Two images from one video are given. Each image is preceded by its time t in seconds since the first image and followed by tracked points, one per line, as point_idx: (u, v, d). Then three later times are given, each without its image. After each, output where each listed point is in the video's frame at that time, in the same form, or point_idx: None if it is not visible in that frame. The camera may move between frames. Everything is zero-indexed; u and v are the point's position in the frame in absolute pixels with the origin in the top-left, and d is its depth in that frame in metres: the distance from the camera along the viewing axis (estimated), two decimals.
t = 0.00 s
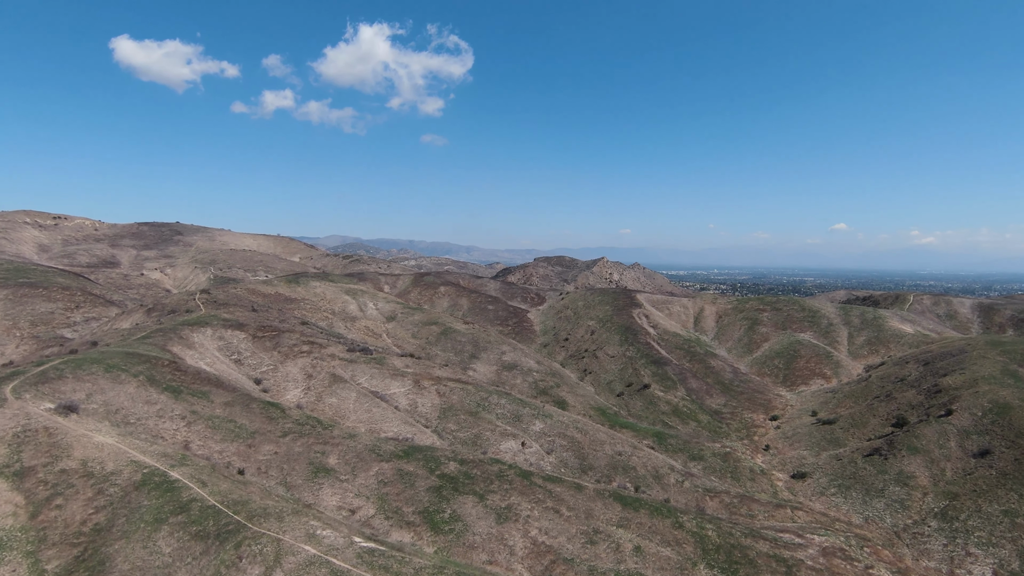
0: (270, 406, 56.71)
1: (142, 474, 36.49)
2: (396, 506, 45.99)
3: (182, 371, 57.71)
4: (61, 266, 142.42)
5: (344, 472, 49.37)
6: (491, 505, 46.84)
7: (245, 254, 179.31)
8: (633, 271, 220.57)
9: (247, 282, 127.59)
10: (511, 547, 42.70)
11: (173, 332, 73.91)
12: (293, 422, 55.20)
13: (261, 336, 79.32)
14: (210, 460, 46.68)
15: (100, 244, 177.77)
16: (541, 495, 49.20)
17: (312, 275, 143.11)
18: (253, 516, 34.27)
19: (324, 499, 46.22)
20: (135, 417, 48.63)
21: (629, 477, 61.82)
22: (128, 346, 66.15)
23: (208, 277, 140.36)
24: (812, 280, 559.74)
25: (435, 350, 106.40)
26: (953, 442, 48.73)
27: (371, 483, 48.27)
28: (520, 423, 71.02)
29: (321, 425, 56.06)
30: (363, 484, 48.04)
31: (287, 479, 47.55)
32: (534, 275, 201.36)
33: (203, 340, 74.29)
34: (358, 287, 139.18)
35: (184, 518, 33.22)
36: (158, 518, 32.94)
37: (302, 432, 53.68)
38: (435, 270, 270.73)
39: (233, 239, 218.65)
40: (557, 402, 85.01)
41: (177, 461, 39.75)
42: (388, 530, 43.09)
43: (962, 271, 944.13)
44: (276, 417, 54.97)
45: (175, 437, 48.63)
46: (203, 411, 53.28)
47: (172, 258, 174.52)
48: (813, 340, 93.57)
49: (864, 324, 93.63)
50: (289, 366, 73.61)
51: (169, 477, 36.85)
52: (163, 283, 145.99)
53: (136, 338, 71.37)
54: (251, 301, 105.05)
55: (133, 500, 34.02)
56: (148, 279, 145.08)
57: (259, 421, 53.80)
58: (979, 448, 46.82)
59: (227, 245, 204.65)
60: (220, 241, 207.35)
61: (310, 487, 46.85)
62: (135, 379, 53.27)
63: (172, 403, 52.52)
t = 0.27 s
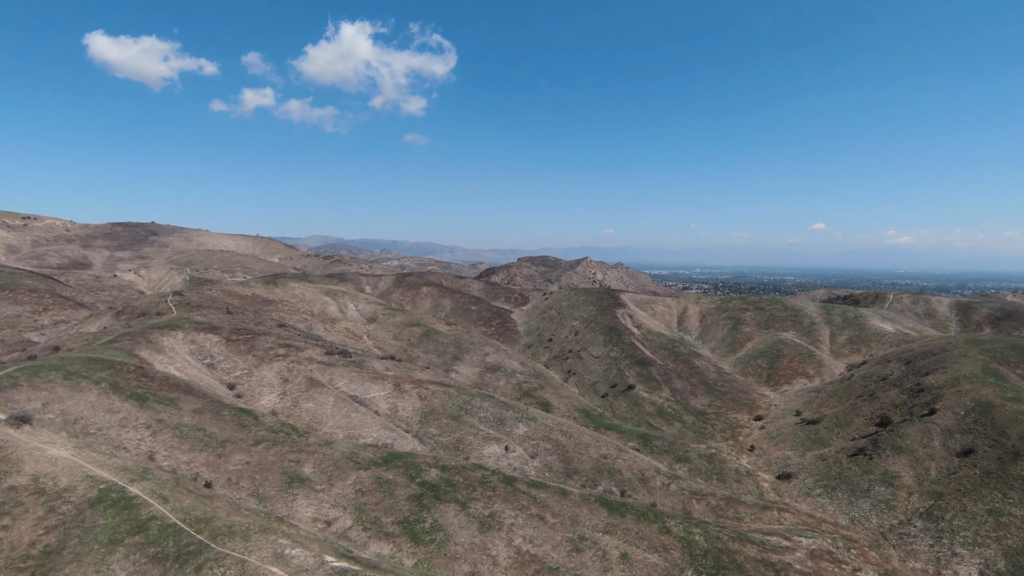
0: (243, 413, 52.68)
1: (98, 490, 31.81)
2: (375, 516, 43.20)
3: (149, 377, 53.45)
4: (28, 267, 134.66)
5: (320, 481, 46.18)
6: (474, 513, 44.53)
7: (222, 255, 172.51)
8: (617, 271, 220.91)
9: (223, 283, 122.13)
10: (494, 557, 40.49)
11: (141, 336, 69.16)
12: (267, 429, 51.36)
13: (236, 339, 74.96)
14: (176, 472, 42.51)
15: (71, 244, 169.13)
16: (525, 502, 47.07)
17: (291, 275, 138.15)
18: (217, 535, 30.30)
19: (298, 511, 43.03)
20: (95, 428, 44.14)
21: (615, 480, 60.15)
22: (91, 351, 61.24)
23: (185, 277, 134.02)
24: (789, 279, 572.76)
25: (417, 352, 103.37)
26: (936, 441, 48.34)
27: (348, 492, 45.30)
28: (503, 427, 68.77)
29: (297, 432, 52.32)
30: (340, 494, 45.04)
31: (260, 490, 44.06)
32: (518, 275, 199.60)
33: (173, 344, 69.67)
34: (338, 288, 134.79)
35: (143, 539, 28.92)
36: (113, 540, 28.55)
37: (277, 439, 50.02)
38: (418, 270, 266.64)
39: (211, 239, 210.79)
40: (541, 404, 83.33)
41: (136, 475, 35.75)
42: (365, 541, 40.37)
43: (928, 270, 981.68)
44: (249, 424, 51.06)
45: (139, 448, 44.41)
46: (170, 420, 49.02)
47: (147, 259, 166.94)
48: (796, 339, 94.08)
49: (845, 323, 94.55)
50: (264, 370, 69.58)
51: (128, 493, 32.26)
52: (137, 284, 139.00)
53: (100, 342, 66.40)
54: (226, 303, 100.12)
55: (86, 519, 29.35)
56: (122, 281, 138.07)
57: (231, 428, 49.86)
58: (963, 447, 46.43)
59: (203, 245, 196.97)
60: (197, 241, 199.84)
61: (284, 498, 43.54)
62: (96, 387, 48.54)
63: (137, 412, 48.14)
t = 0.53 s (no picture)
0: (195, 422, 46.66)
1: (25, 512, 27.23)
2: (337, 529, 38.64)
3: (93, 386, 47.06)
4: None
5: (279, 493, 40.96)
6: (441, 523, 40.60)
7: (180, 254, 161.61)
8: (587, 271, 221.51)
9: (181, 284, 113.64)
10: (462, 569, 36.83)
11: (86, 341, 62.15)
12: (223, 438, 45.53)
13: (193, 342, 68.39)
14: (119, 489, 36.70)
15: (15, 242, 154.95)
16: (494, 509, 43.31)
17: (253, 276, 130.20)
18: (156, 561, 25.98)
19: (255, 527, 37.76)
20: (28, 443, 37.98)
21: (587, 484, 58.04)
22: (26, 358, 54.11)
23: (142, 279, 124.08)
24: (750, 280, 594.56)
25: (384, 354, 98.64)
26: (900, 439, 48.23)
27: (309, 505, 40.40)
28: (473, 431, 65.33)
29: (255, 442, 46.66)
30: (301, 507, 40.11)
31: (212, 505, 38.59)
32: (489, 275, 196.78)
33: (122, 349, 63.00)
34: (303, 289, 127.86)
35: (73, 567, 24.60)
36: (39, 569, 24.20)
37: (233, 450, 44.24)
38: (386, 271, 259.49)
39: (170, 238, 197.86)
40: (512, 406, 80.92)
41: (73, 494, 30.61)
42: (326, 558, 35.73)
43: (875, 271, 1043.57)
44: (203, 434, 45.11)
45: (78, 464, 38.41)
46: (115, 432, 42.66)
47: (100, 258, 154.55)
48: (763, 338, 95.55)
49: (810, 322, 96.75)
50: (221, 376, 63.69)
51: (60, 515, 27.77)
52: (89, 286, 127.70)
53: (38, 348, 59.12)
54: (183, 305, 92.51)
55: (10, 546, 25.06)
56: (72, 281, 126.47)
57: (183, 439, 43.91)
58: (925, 444, 46.13)
59: (161, 245, 184.44)
60: (154, 241, 186.60)
61: (238, 513, 38.17)
62: (32, 398, 41.77)
63: (77, 423, 41.86)
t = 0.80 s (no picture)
0: (139, 436, 39.14)
1: None
2: (293, 547, 33.19)
3: (22, 399, 38.60)
4: None
5: (230, 510, 34.82)
6: (406, 535, 36.13)
7: (128, 256, 147.65)
8: (552, 271, 221.31)
9: (127, 287, 102.75)
10: None
11: (11, 351, 52.64)
12: (169, 453, 38.50)
13: (137, 349, 59.81)
14: (44, 516, 29.21)
15: None
16: (461, 518, 39.09)
17: (205, 278, 119.86)
18: None
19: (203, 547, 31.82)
20: None
21: (555, 488, 55.30)
22: None
23: (88, 283, 111.18)
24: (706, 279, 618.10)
25: (345, 358, 92.82)
26: (861, 433, 48.29)
27: (264, 521, 34.65)
28: (438, 436, 61.04)
29: (204, 455, 39.66)
30: (253, 523, 34.26)
31: (155, 528, 31.91)
32: (453, 276, 192.44)
33: (57, 360, 54.01)
34: (260, 291, 118.90)
35: None
36: None
37: (181, 466, 37.35)
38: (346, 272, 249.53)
39: (117, 239, 181.07)
40: (477, 409, 77.76)
41: None
42: None
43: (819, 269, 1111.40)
44: (148, 448, 37.97)
45: None
46: (44, 450, 34.79)
47: (40, 260, 138.65)
48: (725, 336, 97.17)
49: (770, 319, 99.25)
50: (168, 385, 55.23)
51: None
52: (26, 290, 113.27)
53: None
54: (128, 311, 82.50)
55: None
56: (6, 283, 111.83)
57: (124, 455, 36.59)
58: (885, 438, 46.29)
59: (108, 246, 168.22)
60: (100, 243, 169.45)
61: (184, 534, 31.87)
62: None
63: None
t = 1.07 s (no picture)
0: (76, 456, 33.92)
1: None
2: (248, 570, 28.82)
3: None
4: None
5: (178, 534, 30.10)
6: (370, 551, 32.30)
7: (69, 260, 134.66)
8: (518, 272, 219.72)
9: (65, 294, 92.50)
10: None
11: None
12: (109, 474, 33.23)
13: (79, 361, 51.45)
14: None
15: None
16: (429, 530, 35.55)
17: (154, 284, 110.00)
18: None
19: None
20: None
21: (525, 494, 52.56)
22: None
23: (22, 290, 99.10)
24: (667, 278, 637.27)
25: (306, 365, 87.15)
26: (825, 428, 48.75)
27: (215, 543, 30.09)
28: (404, 444, 56.80)
29: (149, 474, 34.73)
30: (204, 547, 29.68)
31: (94, 556, 27.15)
32: (418, 277, 187.30)
33: None
34: (215, 296, 110.27)
35: None
36: None
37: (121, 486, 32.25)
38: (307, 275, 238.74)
39: (58, 243, 165.37)
40: (445, 414, 74.51)
41: None
42: None
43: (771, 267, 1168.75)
44: (84, 469, 32.64)
45: None
46: None
47: None
48: (691, 333, 98.31)
49: (733, 316, 101.23)
50: (113, 398, 47.41)
51: None
52: None
53: None
54: (70, 319, 73.28)
55: None
56: None
57: (57, 477, 31.25)
58: (848, 432, 46.79)
59: (47, 250, 153.32)
60: (38, 246, 154.28)
61: (127, 564, 27.18)
62: None
63: None
